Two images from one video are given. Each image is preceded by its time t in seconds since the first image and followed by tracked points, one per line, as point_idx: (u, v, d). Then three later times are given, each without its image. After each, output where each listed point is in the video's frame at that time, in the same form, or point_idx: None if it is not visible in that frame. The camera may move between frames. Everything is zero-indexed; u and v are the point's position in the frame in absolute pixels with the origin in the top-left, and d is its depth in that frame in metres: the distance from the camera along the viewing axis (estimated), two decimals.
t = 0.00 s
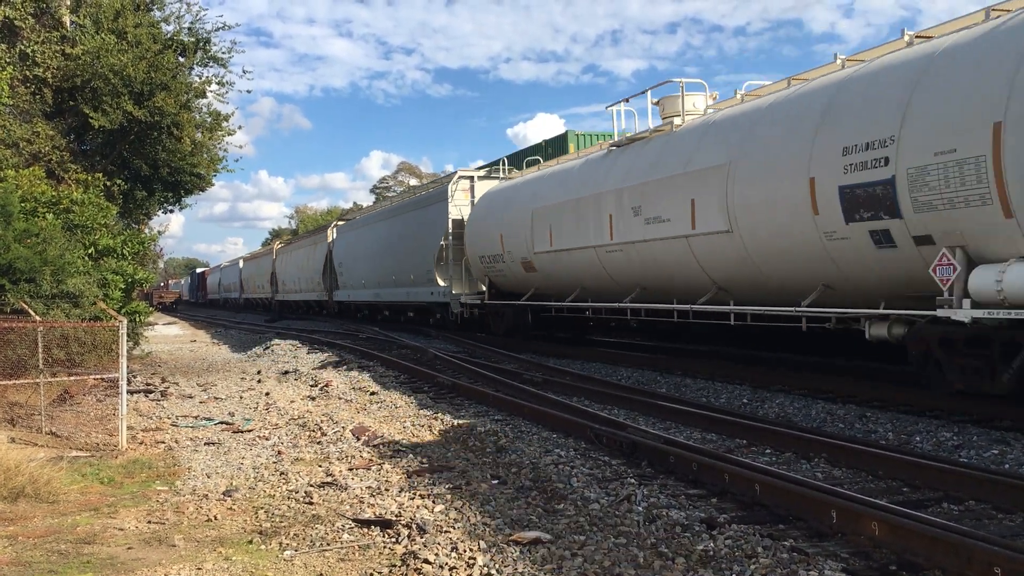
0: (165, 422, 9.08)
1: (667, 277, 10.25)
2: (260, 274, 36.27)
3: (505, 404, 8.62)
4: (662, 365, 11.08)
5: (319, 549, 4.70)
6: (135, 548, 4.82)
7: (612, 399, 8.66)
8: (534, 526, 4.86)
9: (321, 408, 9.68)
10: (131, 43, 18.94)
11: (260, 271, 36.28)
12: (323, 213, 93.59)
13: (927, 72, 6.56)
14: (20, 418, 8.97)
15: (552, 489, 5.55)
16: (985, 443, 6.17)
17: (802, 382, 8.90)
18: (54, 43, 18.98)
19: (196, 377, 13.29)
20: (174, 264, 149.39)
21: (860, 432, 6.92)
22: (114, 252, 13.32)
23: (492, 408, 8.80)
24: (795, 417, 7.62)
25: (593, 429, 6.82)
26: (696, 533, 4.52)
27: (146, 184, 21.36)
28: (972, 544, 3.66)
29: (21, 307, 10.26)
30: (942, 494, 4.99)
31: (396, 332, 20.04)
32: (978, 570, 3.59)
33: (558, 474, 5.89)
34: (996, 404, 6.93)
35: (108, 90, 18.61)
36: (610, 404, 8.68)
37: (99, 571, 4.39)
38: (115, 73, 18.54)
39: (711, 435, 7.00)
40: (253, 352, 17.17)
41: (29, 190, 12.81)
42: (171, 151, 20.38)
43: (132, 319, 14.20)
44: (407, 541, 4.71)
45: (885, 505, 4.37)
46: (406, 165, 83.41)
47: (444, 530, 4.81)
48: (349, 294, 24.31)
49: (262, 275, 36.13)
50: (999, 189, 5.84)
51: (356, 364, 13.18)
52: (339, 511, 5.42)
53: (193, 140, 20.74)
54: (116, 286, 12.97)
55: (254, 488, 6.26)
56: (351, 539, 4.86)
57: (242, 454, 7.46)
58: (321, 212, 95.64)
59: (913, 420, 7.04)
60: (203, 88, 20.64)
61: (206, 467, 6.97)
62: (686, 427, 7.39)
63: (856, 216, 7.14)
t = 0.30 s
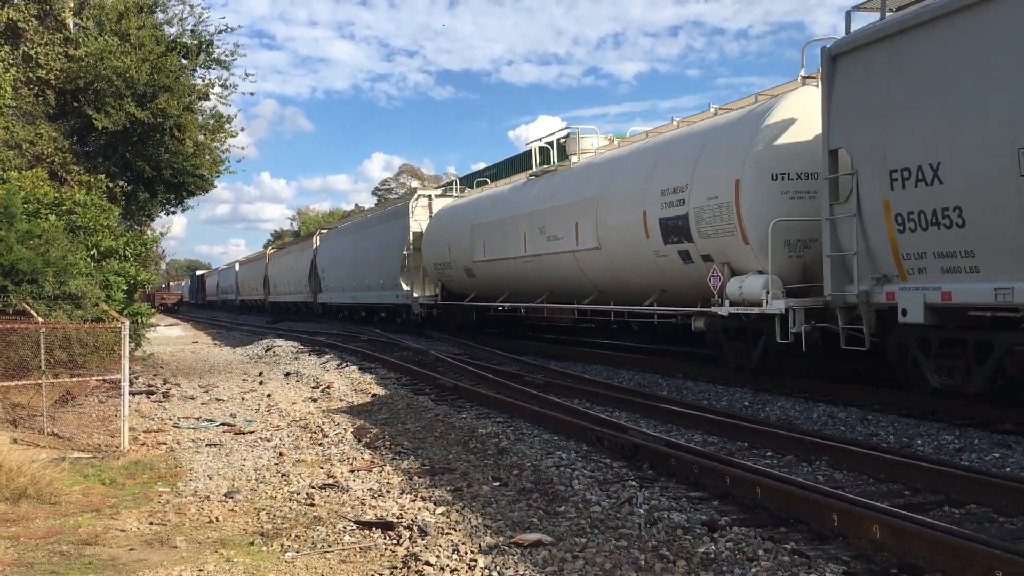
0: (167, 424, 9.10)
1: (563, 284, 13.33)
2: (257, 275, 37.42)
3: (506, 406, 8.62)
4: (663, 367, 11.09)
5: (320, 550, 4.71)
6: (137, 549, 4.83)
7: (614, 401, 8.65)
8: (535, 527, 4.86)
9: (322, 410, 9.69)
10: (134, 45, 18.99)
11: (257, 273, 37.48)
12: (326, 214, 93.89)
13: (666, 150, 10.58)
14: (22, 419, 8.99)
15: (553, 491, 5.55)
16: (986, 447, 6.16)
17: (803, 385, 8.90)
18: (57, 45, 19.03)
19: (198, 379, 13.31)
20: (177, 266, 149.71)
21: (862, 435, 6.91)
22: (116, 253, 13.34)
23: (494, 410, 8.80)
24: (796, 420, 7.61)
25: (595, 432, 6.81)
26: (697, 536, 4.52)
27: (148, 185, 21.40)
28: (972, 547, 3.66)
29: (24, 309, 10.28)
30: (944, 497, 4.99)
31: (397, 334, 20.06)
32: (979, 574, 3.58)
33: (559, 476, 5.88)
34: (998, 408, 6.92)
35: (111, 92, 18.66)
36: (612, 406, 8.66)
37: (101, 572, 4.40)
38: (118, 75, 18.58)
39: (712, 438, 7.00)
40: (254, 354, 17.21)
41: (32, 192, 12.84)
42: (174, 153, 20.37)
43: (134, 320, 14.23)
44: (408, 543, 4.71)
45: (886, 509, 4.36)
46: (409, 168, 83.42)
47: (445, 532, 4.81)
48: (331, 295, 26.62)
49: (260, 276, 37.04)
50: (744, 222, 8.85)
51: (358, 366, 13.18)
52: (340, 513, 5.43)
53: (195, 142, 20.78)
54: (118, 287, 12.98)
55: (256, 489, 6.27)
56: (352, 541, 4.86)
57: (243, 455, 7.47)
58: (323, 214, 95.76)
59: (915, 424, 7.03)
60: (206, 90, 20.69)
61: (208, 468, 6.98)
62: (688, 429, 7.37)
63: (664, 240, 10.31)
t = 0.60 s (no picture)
0: (168, 424, 9.10)
1: (534, 287, 14.07)
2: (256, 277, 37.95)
3: (508, 407, 8.64)
4: (664, 369, 11.09)
5: (322, 551, 4.71)
6: (139, 549, 4.83)
7: (615, 402, 8.66)
8: (536, 529, 4.87)
9: (323, 411, 9.70)
10: (136, 46, 19.02)
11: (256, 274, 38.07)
12: (328, 215, 93.97)
13: (563, 181, 13.07)
14: (24, 419, 9.00)
15: (554, 493, 5.56)
16: (988, 450, 6.16)
17: (804, 387, 8.91)
18: (59, 46, 19.04)
19: (199, 379, 13.32)
20: (178, 266, 149.86)
21: (863, 437, 6.91)
22: (118, 253, 13.36)
23: (495, 412, 8.81)
24: (798, 422, 7.62)
25: (596, 433, 6.83)
26: (698, 537, 4.52)
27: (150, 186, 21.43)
28: (973, 549, 3.67)
29: (26, 309, 10.29)
30: (945, 500, 4.99)
31: (399, 335, 20.10)
32: None
33: (560, 478, 5.90)
34: (1000, 410, 6.91)
35: (114, 92, 18.69)
36: (613, 408, 8.67)
37: (102, 571, 4.41)
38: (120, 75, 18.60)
39: (713, 440, 7.00)
40: (256, 354, 17.24)
41: (34, 192, 12.86)
42: (176, 153, 20.41)
43: (136, 320, 14.25)
44: (409, 543, 4.72)
45: (888, 511, 4.37)
46: (411, 169, 83.49)
47: (447, 533, 4.81)
48: (319, 295, 28.33)
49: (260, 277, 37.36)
50: (606, 242, 11.29)
51: (359, 367, 13.19)
52: (341, 513, 5.43)
53: (197, 142, 20.81)
54: (120, 287, 13.00)
55: (258, 490, 6.28)
56: (353, 541, 4.87)
57: (245, 456, 7.48)
58: (325, 215, 95.86)
59: (916, 426, 7.03)
60: (208, 91, 20.72)
61: (210, 468, 6.99)
62: (690, 431, 7.37)
63: (559, 254, 12.75)
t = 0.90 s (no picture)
0: (168, 426, 9.11)
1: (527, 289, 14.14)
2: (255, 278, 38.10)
3: (508, 409, 8.64)
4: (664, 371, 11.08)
5: (322, 552, 4.72)
6: (139, 550, 4.83)
7: (614, 405, 8.67)
8: (536, 531, 4.87)
9: (324, 413, 9.70)
10: (137, 48, 19.05)
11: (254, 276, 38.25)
12: (328, 217, 94.13)
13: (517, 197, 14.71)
14: (24, 420, 9.01)
15: (554, 495, 5.57)
16: (987, 452, 6.16)
17: (804, 389, 8.91)
18: (60, 47, 19.05)
19: (200, 381, 13.32)
20: (178, 268, 149.88)
21: (862, 440, 6.92)
22: (119, 255, 13.37)
23: (495, 414, 8.81)
24: (797, 425, 7.62)
25: (596, 435, 6.83)
26: (698, 540, 4.52)
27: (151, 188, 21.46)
28: (973, 552, 3.68)
29: (26, 310, 10.30)
30: (944, 502, 5.00)
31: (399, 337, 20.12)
32: None
33: (560, 479, 5.91)
34: (1000, 413, 6.92)
35: (115, 94, 18.71)
36: (613, 410, 8.67)
37: (102, 572, 4.42)
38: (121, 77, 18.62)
39: (713, 442, 7.01)
40: (256, 356, 17.26)
41: (35, 194, 12.87)
42: (176, 154, 20.43)
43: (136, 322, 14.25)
44: (409, 545, 4.72)
45: (887, 513, 4.38)
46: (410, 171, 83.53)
47: (447, 535, 4.82)
48: (312, 298, 28.66)
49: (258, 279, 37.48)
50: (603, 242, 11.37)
51: (359, 368, 13.21)
52: (341, 515, 5.43)
53: (197, 144, 20.83)
54: (121, 289, 13.00)
55: (258, 491, 6.28)
56: (353, 543, 4.87)
57: (245, 458, 7.48)
58: (324, 217, 95.95)
59: (916, 429, 7.04)
60: (208, 93, 20.74)
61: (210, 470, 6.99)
62: (690, 434, 7.37)
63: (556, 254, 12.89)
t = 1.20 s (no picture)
0: (166, 428, 9.10)
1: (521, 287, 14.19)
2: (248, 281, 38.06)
3: (506, 412, 8.65)
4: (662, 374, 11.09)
5: (320, 555, 4.72)
6: (137, 553, 4.83)
7: (613, 407, 8.69)
8: (535, 533, 4.87)
9: (322, 415, 9.70)
10: (134, 50, 19.05)
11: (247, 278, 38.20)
12: (326, 219, 94.05)
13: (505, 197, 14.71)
14: (22, 423, 8.99)
15: (553, 497, 5.57)
16: (984, 454, 6.18)
17: (802, 392, 8.92)
18: (57, 49, 19.03)
19: (197, 383, 13.30)
20: (176, 270, 149.81)
21: (861, 442, 6.94)
22: (116, 257, 13.35)
23: (494, 416, 8.81)
24: (795, 427, 7.63)
25: (595, 438, 6.83)
26: (697, 542, 4.52)
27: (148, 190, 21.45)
28: (971, 554, 3.68)
29: (23, 312, 10.28)
30: (942, 504, 5.01)
31: (397, 339, 20.10)
32: None
33: (559, 482, 5.91)
34: (997, 416, 6.93)
35: (113, 96, 18.70)
36: (611, 413, 8.69)
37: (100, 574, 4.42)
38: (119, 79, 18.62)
39: (711, 444, 7.02)
40: (254, 358, 17.25)
41: (32, 195, 12.85)
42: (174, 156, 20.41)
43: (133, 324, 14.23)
44: (408, 547, 4.73)
45: (886, 516, 4.39)
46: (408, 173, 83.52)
47: (446, 537, 4.82)
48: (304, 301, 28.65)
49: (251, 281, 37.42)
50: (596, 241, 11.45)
51: (357, 371, 13.20)
52: (340, 517, 5.43)
53: (195, 146, 20.81)
54: (118, 291, 12.99)
55: (256, 494, 6.28)
56: (352, 545, 4.87)
57: (243, 460, 7.47)
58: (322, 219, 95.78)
59: (914, 431, 7.05)
60: (206, 95, 20.73)
61: (208, 473, 6.98)
62: (688, 436, 7.38)
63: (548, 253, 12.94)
